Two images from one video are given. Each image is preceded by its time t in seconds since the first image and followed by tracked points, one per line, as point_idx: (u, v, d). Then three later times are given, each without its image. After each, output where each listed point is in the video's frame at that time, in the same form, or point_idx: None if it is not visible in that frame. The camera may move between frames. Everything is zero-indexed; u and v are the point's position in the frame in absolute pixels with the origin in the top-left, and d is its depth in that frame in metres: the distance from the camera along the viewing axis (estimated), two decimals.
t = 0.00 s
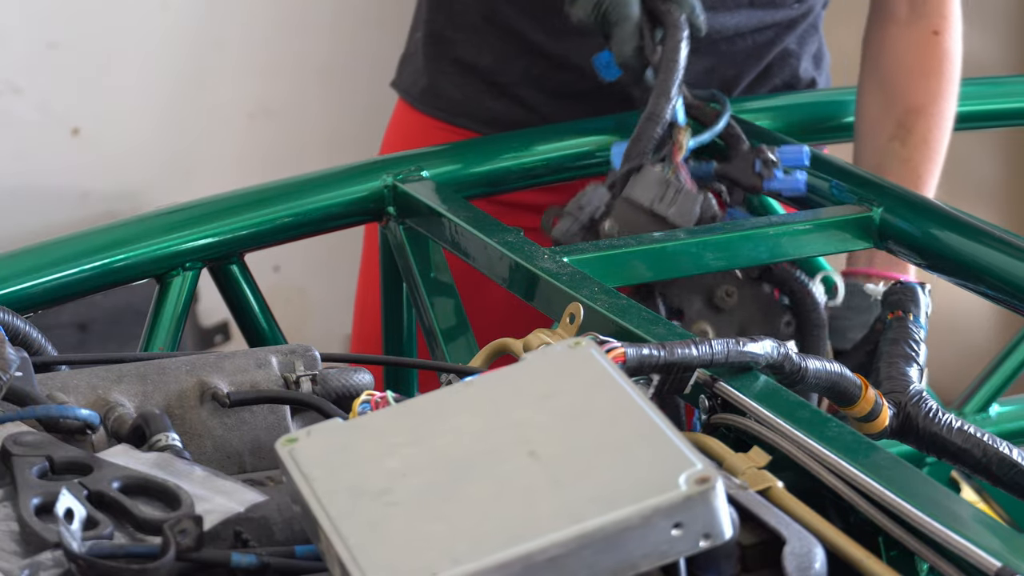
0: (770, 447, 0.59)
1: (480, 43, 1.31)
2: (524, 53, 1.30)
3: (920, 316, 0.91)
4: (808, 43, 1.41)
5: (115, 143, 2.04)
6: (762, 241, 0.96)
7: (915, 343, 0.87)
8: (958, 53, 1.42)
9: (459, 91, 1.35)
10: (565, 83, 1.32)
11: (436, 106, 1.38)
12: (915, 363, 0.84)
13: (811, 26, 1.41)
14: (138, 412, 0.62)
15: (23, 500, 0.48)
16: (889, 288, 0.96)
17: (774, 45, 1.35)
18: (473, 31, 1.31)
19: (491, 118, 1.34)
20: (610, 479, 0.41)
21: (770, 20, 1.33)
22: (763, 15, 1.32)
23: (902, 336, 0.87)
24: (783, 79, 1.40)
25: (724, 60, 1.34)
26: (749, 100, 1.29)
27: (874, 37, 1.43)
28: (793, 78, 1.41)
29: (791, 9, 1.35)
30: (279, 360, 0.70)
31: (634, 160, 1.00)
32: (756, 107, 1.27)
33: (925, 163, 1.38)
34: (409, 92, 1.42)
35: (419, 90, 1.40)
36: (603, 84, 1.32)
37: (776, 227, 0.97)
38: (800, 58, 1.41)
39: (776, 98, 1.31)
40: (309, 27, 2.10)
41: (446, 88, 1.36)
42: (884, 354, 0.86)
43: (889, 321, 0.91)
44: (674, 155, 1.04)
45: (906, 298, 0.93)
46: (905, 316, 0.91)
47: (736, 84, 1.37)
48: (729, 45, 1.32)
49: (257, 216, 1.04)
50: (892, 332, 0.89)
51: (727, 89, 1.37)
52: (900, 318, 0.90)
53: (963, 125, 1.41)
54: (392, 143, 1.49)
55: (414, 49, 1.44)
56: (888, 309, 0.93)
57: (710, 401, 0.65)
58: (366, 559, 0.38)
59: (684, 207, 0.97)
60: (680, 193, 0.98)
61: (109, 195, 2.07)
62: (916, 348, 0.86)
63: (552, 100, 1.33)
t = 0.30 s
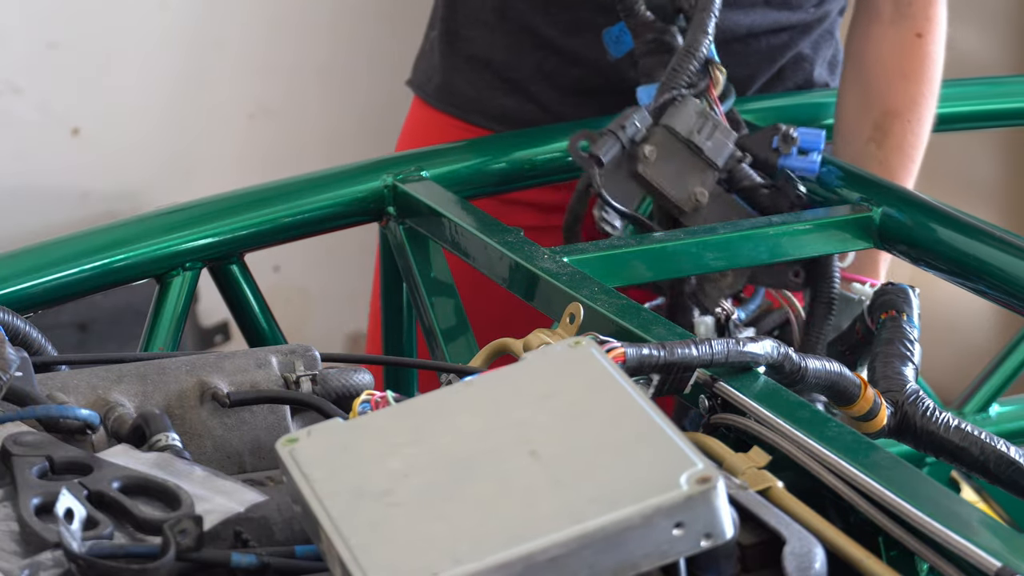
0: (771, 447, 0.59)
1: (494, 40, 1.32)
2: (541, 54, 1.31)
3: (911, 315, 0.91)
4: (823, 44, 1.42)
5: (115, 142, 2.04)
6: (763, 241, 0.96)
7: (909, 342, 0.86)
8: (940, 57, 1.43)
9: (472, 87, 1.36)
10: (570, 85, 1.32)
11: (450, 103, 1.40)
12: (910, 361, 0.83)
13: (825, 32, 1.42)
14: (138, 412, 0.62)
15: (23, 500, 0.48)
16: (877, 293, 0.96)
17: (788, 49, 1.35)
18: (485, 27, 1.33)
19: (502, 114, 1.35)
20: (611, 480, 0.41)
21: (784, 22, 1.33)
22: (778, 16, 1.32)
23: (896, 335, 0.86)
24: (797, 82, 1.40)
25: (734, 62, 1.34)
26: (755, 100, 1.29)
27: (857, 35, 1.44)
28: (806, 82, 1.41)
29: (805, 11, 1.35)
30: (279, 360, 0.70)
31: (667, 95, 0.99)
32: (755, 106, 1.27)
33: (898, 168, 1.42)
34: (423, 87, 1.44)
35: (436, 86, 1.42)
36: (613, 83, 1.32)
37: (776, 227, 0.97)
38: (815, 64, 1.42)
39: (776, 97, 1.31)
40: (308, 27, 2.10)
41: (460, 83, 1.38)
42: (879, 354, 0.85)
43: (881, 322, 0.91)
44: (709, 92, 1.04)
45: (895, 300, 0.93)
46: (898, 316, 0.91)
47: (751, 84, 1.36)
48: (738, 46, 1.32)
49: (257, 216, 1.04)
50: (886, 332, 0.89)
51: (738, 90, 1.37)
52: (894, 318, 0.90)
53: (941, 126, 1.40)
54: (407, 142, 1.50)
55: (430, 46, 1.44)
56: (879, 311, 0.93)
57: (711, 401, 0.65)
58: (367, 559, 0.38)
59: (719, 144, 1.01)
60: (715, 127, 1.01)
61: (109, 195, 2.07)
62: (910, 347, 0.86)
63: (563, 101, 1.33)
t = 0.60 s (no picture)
0: (771, 447, 0.59)
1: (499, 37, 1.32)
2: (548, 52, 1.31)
3: (916, 310, 0.91)
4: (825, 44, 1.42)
5: (116, 142, 2.04)
6: (762, 241, 0.96)
7: (913, 339, 0.86)
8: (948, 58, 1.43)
9: (475, 85, 1.36)
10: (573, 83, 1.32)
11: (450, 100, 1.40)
12: (912, 358, 0.83)
13: (829, 34, 1.43)
14: (137, 412, 0.62)
15: (23, 500, 0.48)
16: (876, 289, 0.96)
17: (791, 51, 1.36)
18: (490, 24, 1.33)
19: (505, 113, 1.35)
20: (612, 480, 0.41)
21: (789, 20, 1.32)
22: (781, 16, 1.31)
23: (898, 332, 0.86)
24: (799, 83, 1.40)
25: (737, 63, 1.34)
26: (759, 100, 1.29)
27: (866, 30, 1.45)
28: (808, 83, 1.42)
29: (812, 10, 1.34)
30: (279, 360, 0.70)
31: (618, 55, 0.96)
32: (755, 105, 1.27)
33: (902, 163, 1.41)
34: (426, 83, 1.45)
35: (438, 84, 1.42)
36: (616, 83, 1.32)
37: (776, 228, 0.97)
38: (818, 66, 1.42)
39: (777, 97, 1.31)
40: (307, 27, 2.09)
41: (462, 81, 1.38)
42: (882, 352, 0.85)
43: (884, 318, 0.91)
44: (665, 50, 1.02)
45: (899, 295, 0.93)
46: (900, 311, 0.91)
47: (752, 85, 1.36)
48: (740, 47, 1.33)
49: (256, 216, 1.04)
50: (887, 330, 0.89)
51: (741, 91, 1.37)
52: (896, 313, 0.90)
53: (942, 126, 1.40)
54: (410, 142, 1.50)
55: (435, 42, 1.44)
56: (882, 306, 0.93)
57: (711, 401, 0.65)
58: (367, 558, 0.38)
59: (674, 103, 0.97)
60: (670, 89, 0.97)
61: (109, 195, 2.07)
62: (913, 345, 0.85)
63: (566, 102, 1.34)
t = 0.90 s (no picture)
0: (771, 447, 0.59)
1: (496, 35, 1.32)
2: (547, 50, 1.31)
3: (926, 303, 0.94)
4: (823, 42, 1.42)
5: (116, 142, 2.04)
6: (762, 241, 0.96)
7: (922, 333, 0.88)
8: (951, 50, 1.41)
9: (472, 80, 1.37)
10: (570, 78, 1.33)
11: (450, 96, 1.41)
12: (922, 353, 0.85)
13: (826, 35, 1.42)
14: (137, 413, 0.62)
15: (23, 499, 0.48)
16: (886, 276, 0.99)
17: (788, 51, 1.35)
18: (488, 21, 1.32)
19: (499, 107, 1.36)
20: (616, 482, 0.41)
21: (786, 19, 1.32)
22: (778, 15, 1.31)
23: (909, 326, 0.88)
24: (795, 83, 1.41)
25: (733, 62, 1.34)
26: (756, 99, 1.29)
27: (871, 20, 1.43)
28: (805, 83, 1.42)
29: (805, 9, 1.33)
30: (279, 360, 0.70)
31: None
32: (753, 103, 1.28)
33: (903, 147, 1.36)
34: (423, 80, 1.45)
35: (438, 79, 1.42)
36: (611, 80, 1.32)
37: (776, 227, 0.97)
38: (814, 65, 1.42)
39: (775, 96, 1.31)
40: (306, 27, 2.09)
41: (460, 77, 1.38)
42: (891, 346, 0.86)
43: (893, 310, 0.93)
44: None
45: (910, 288, 0.95)
46: (911, 303, 0.93)
47: (749, 85, 1.36)
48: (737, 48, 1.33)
49: (256, 216, 1.04)
50: (897, 322, 0.91)
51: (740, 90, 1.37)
52: (908, 306, 0.92)
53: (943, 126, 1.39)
54: (408, 141, 1.50)
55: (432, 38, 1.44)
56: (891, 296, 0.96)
57: (711, 401, 0.65)
58: (371, 560, 0.38)
59: (624, 24, 0.93)
60: (619, 8, 0.93)
61: (109, 195, 2.07)
62: (923, 338, 0.87)
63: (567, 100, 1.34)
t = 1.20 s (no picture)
0: (771, 447, 0.59)
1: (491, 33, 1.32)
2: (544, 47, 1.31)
3: (921, 303, 0.93)
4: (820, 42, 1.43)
5: (116, 142, 2.04)
6: (761, 241, 0.96)
7: (916, 334, 0.88)
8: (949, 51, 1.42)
9: (466, 78, 1.37)
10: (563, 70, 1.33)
11: (444, 92, 1.41)
12: (916, 354, 0.85)
13: (820, 35, 1.42)
14: (138, 413, 0.62)
15: (23, 500, 0.48)
16: (880, 274, 0.99)
17: (782, 50, 1.35)
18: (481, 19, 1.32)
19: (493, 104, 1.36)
20: (616, 482, 0.41)
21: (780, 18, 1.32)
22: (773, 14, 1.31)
23: (902, 327, 0.88)
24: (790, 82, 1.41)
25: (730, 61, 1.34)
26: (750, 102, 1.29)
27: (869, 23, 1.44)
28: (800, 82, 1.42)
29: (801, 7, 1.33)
30: (279, 360, 0.70)
31: None
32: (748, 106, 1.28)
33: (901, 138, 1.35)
34: (417, 76, 1.46)
35: (433, 77, 1.42)
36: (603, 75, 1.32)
37: (776, 227, 0.97)
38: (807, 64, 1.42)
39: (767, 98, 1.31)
40: (306, 27, 2.09)
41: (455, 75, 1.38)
42: (886, 345, 0.86)
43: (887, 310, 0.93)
44: None
45: (904, 287, 0.95)
46: (905, 302, 0.93)
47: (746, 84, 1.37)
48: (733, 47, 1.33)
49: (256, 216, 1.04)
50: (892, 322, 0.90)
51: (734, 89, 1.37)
52: (901, 305, 0.92)
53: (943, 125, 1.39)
54: (402, 140, 1.50)
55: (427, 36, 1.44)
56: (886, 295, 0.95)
57: (711, 402, 0.65)
58: (371, 560, 0.39)
59: None
60: None
61: (109, 195, 2.07)
62: (917, 339, 0.87)
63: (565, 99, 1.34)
